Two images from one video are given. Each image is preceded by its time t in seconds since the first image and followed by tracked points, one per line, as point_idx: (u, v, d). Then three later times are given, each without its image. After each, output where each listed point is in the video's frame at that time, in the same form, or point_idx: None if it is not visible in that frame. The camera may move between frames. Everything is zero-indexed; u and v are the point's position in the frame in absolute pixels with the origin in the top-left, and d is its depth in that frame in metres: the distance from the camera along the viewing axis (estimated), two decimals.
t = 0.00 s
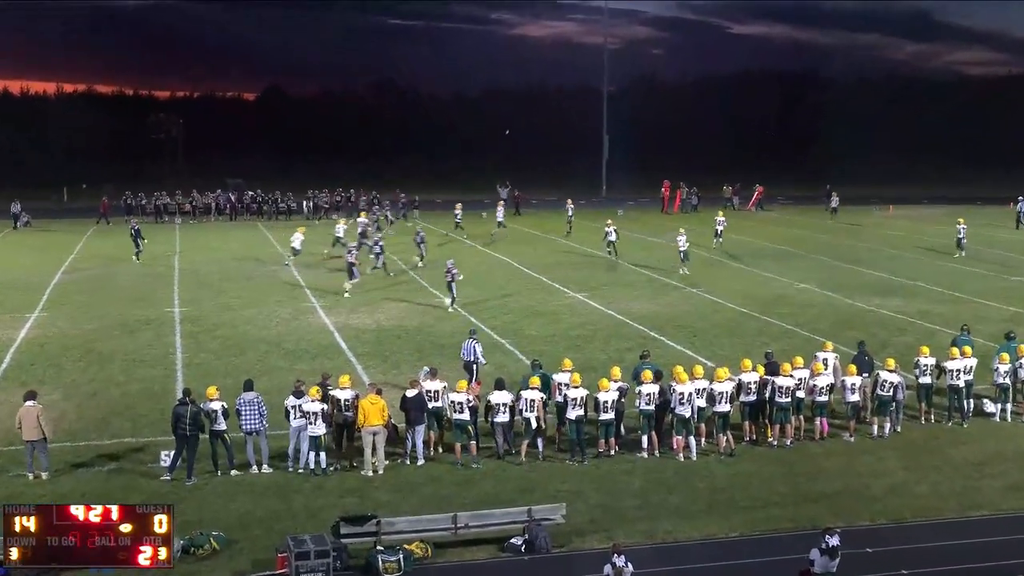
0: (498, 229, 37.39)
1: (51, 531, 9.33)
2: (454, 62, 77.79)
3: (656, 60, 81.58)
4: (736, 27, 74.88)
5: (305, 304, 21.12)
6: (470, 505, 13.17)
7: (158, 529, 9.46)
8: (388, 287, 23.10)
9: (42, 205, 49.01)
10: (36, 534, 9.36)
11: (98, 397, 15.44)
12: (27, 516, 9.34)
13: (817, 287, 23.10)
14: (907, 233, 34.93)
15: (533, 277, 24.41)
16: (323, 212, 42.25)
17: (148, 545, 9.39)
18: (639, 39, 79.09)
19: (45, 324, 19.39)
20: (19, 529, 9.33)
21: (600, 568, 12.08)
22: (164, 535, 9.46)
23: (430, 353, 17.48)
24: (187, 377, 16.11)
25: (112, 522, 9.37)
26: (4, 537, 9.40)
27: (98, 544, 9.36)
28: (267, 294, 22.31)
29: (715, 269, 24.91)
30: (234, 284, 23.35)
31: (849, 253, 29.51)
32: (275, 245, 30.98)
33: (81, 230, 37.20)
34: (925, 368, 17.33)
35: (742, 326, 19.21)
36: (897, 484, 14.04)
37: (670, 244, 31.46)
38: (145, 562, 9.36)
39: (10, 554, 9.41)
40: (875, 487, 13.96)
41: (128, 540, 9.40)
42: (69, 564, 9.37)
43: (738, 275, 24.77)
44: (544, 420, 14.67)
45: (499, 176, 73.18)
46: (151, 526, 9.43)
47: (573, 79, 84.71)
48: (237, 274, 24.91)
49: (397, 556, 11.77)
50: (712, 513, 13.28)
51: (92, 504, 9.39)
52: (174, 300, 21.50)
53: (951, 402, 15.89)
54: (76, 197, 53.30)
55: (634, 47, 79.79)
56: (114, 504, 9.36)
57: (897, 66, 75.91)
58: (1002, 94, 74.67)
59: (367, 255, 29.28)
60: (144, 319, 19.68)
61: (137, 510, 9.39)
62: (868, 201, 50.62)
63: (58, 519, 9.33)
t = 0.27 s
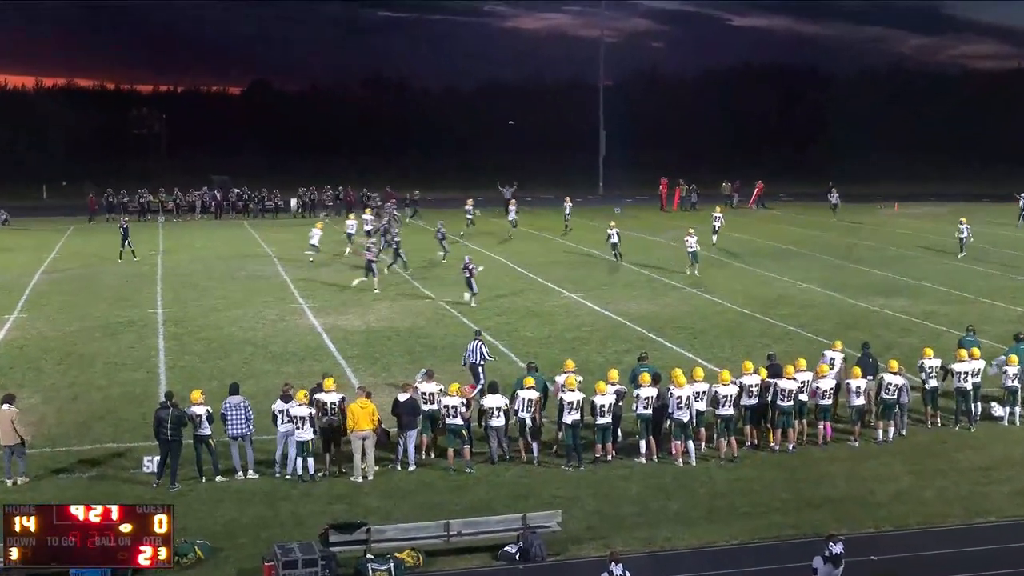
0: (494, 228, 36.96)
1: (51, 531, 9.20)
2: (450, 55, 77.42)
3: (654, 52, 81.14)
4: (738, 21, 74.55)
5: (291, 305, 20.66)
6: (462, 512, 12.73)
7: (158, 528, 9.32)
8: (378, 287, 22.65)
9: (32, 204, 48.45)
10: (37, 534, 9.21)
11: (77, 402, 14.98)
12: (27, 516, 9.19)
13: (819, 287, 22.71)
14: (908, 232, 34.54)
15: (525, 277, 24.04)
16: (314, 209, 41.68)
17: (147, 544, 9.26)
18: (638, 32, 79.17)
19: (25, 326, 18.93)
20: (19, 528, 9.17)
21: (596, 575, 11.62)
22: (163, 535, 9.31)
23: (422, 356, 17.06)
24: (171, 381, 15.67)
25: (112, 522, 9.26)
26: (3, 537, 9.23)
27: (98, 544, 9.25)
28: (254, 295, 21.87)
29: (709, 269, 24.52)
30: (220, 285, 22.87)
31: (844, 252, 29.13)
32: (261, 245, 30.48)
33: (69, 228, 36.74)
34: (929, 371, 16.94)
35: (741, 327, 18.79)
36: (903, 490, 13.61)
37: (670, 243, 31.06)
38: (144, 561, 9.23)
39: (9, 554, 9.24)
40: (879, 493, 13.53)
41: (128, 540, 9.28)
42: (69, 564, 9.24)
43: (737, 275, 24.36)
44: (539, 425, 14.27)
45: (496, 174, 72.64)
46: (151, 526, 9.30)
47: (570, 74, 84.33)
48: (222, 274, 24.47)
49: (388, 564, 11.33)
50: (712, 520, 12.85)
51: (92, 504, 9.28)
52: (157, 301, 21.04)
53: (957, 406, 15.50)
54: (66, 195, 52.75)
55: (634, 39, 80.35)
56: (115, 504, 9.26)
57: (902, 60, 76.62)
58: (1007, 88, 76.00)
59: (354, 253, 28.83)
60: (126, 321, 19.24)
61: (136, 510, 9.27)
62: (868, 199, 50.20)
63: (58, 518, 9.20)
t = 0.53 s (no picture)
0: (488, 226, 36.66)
1: (50, 530, 8.95)
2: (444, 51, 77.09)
3: (648, 48, 80.95)
4: (734, 14, 74.17)
5: (276, 306, 20.35)
6: (452, 518, 12.42)
7: (158, 528, 9.07)
8: (366, 288, 22.35)
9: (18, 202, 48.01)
10: (37, 534, 8.97)
11: (57, 406, 14.65)
12: (27, 515, 8.94)
13: (816, 287, 22.42)
14: (907, 230, 34.27)
15: (516, 277, 23.76)
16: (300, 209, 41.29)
17: (147, 545, 9.00)
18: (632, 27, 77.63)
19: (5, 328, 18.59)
20: (18, 528, 8.91)
21: None
22: (164, 535, 9.07)
23: (411, 360, 16.74)
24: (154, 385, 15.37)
25: (111, 522, 9.00)
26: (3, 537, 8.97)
27: (98, 545, 8.98)
28: (239, 296, 21.55)
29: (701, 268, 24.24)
30: (205, 286, 22.52)
31: (838, 251, 28.86)
32: (247, 245, 30.11)
33: (55, 228, 36.39)
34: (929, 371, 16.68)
35: (736, 329, 18.50)
36: (903, 495, 13.31)
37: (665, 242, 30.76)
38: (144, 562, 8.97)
39: (9, 555, 8.96)
40: (878, 498, 13.24)
41: (128, 540, 9.02)
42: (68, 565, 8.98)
43: (732, 275, 24.07)
44: (530, 428, 14.00)
45: (489, 172, 72.25)
46: (152, 525, 9.04)
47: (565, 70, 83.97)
48: (207, 274, 24.15)
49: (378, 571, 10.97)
50: (708, 525, 12.54)
51: (92, 504, 9.02)
52: (139, 303, 20.70)
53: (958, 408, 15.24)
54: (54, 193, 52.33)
55: (628, 34, 79.59)
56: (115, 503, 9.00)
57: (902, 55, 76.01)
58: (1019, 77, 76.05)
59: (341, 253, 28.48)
60: (107, 323, 18.90)
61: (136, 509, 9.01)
62: (866, 196, 49.91)
63: (58, 518, 8.95)
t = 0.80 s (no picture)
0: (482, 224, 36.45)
1: (52, 531, 8.74)
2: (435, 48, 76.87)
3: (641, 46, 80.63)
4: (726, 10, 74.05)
5: (261, 307, 20.08)
6: (439, 524, 12.14)
7: (158, 528, 8.87)
8: (350, 289, 22.12)
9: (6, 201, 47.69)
10: (37, 534, 8.75)
11: (36, 409, 14.38)
12: (27, 515, 8.72)
13: (811, 287, 22.19)
14: (903, 229, 34.08)
15: (505, 277, 23.51)
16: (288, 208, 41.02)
17: (147, 545, 8.81)
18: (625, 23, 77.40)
19: None
20: (18, 528, 8.70)
21: None
22: (164, 535, 8.88)
23: (397, 362, 16.48)
24: (134, 388, 15.10)
25: (111, 522, 8.79)
26: (3, 538, 8.76)
27: (98, 544, 8.79)
28: (222, 296, 21.26)
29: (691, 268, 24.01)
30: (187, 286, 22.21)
31: (831, 250, 28.60)
32: (230, 245, 29.75)
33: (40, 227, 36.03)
34: (925, 372, 16.45)
35: (728, 329, 18.25)
36: (900, 498, 13.05)
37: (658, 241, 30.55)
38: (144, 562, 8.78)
39: (9, 554, 8.77)
40: (875, 502, 12.96)
41: (128, 540, 8.82)
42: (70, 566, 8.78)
43: (725, 275, 23.85)
44: (517, 429, 13.76)
45: (480, 171, 72.01)
46: (152, 525, 8.86)
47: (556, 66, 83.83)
48: (191, 275, 23.85)
49: None
50: (701, 530, 12.27)
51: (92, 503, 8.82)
52: (120, 304, 20.39)
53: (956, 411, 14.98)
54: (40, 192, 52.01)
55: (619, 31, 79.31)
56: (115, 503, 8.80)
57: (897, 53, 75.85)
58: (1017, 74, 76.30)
59: (326, 253, 28.15)
60: (88, 324, 18.59)
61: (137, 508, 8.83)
62: (863, 194, 49.63)
63: (58, 518, 8.75)
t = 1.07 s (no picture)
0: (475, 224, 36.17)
1: (51, 530, 8.09)
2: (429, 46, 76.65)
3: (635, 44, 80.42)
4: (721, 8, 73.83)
5: (244, 308, 19.81)
6: (427, 530, 11.87)
7: (159, 527, 8.17)
8: (337, 289, 21.85)
9: None
10: (37, 533, 8.10)
11: (14, 413, 14.08)
12: (27, 514, 8.07)
13: (806, 287, 21.95)
14: (899, 228, 33.88)
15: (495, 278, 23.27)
16: (270, 206, 40.76)
17: (147, 545, 8.12)
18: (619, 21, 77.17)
19: None
20: (18, 528, 8.04)
21: None
22: (165, 535, 8.18)
23: (384, 364, 16.22)
24: (115, 391, 14.81)
25: (111, 521, 8.11)
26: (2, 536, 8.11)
27: (97, 545, 8.12)
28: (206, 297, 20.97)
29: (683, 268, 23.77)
30: (170, 287, 21.93)
31: (824, 250, 28.34)
32: (213, 245, 29.38)
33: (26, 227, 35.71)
34: (922, 373, 16.21)
35: (721, 330, 18.01)
36: (897, 502, 12.78)
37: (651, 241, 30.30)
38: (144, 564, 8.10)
39: (9, 554, 8.13)
40: (872, 506, 12.70)
41: (128, 540, 8.14)
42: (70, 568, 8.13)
43: (719, 275, 23.59)
44: (506, 431, 13.51)
45: (474, 170, 71.74)
46: (152, 524, 8.16)
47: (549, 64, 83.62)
48: (174, 275, 23.58)
49: None
50: (695, 535, 11.98)
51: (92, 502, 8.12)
52: (101, 305, 20.08)
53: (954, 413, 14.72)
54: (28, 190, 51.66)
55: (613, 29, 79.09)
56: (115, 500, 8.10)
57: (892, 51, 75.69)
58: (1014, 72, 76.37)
59: (311, 253, 27.81)
60: (68, 326, 18.29)
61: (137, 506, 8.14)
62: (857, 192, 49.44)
63: (58, 517, 8.08)
